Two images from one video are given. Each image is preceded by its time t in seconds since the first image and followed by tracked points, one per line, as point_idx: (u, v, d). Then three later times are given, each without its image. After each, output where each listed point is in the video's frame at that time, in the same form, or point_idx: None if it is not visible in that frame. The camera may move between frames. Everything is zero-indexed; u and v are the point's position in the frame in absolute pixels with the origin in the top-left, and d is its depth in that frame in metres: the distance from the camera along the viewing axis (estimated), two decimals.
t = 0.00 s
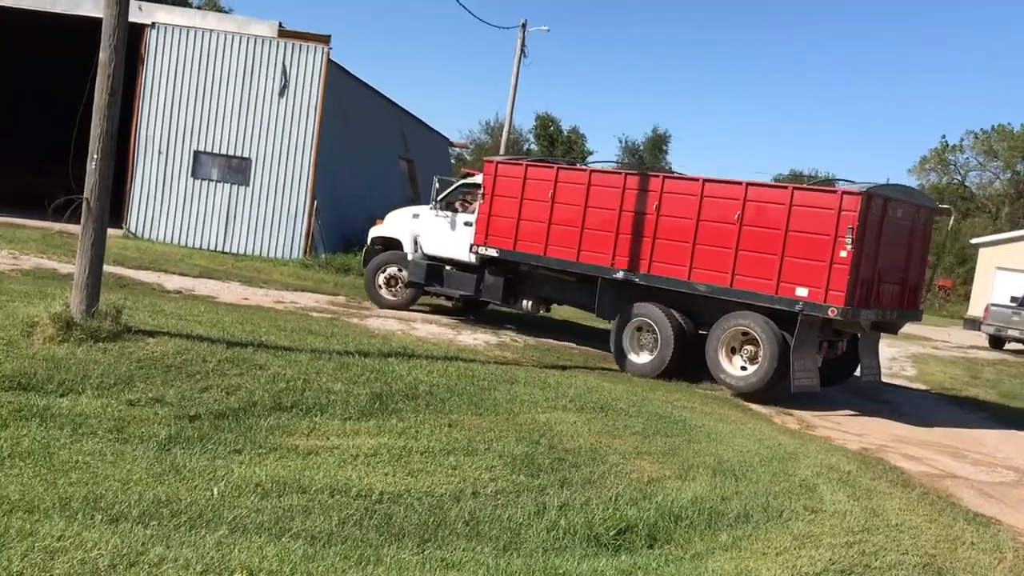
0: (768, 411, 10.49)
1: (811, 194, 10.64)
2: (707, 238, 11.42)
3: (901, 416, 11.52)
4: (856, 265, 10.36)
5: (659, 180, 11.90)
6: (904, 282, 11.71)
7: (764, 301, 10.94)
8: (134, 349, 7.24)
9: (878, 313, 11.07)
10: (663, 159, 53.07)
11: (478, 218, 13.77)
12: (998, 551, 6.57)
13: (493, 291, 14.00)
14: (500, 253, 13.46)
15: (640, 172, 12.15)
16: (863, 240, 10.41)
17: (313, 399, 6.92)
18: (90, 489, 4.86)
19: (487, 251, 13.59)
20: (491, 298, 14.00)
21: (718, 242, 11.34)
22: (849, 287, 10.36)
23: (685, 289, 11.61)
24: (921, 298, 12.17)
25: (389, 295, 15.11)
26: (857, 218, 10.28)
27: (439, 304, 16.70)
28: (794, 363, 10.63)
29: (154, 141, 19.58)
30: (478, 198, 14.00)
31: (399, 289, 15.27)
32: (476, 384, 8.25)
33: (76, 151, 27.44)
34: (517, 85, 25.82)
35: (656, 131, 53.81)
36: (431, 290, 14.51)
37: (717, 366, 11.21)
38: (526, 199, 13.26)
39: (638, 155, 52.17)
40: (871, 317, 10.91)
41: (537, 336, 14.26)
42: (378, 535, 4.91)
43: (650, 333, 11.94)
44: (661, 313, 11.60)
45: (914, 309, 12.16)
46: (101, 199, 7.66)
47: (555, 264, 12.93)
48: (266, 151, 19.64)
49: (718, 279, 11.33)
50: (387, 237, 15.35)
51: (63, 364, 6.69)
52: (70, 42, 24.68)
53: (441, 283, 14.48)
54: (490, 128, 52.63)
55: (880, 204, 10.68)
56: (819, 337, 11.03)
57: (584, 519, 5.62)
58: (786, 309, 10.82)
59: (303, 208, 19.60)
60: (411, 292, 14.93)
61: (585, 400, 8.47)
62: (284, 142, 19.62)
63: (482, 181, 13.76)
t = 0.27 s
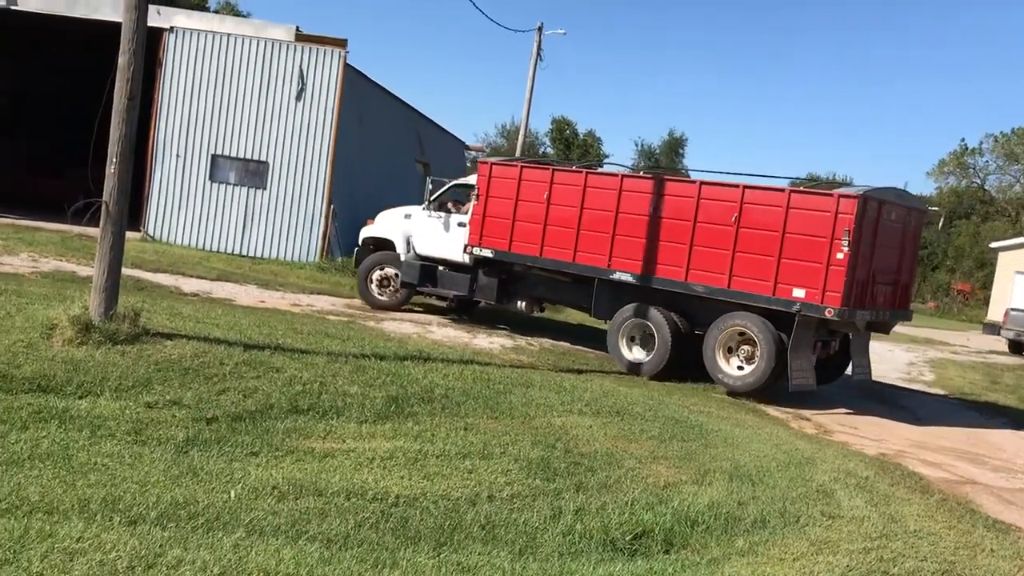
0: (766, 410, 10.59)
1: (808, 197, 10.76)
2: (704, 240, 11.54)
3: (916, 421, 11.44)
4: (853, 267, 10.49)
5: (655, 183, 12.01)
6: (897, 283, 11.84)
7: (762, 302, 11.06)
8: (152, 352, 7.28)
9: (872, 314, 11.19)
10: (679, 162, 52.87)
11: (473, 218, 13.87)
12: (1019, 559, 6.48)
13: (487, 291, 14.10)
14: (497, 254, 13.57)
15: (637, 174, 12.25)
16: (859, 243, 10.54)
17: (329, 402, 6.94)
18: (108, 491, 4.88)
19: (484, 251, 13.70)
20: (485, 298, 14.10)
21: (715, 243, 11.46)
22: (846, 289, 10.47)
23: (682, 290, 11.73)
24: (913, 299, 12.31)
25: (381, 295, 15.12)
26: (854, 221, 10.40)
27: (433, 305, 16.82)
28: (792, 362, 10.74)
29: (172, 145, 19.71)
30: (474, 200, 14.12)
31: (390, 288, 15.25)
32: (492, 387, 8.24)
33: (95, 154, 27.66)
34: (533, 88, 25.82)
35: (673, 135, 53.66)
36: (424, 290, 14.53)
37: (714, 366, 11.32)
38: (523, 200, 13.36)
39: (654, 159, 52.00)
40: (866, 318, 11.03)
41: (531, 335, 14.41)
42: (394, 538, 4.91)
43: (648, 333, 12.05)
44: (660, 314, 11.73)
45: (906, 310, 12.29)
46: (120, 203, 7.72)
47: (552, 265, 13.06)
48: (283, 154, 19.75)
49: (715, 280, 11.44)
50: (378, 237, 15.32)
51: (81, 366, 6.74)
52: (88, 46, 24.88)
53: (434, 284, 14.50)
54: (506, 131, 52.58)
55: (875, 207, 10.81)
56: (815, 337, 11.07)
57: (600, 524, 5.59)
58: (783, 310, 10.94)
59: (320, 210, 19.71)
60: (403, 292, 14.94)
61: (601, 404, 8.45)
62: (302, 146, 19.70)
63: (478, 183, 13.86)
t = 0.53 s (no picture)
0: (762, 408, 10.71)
1: (806, 199, 10.88)
2: (701, 241, 11.63)
3: (932, 424, 11.35)
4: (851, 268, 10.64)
5: (653, 184, 12.07)
6: (886, 283, 12.04)
7: (760, 302, 11.17)
8: (170, 356, 7.32)
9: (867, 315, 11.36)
10: (695, 165, 52.69)
11: (468, 219, 13.85)
12: None
13: (481, 291, 14.11)
14: (492, 254, 13.55)
15: (634, 176, 12.29)
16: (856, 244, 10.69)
17: (345, 406, 6.96)
18: (126, 494, 4.91)
19: (478, 252, 13.67)
20: (481, 298, 14.11)
21: (713, 245, 11.55)
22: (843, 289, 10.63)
23: (679, 290, 11.81)
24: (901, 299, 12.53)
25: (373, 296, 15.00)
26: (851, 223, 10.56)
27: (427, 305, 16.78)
28: (789, 362, 10.86)
29: (190, 150, 19.83)
30: (468, 200, 14.07)
31: (382, 288, 15.17)
32: (508, 391, 8.23)
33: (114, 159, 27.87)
34: (549, 91, 25.82)
35: (689, 138, 53.52)
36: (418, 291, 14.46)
37: (711, 365, 11.42)
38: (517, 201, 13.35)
39: (670, 162, 51.85)
40: (860, 318, 11.21)
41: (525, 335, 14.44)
42: (410, 542, 4.90)
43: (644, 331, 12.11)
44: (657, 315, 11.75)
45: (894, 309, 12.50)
46: (138, 208, 7.77)
47: (548, 265, 13.07)
48: (299, 158, 19.83)
49: (714, 281, 11.54)
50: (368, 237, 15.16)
51: (100, 370, 6.79)
52: (106, 51, 25.08)
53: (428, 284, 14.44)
54: (521, 135, 52.57)
55: (870, 209, 10.96)
56: (810, 336, 11.18)
57: (617, 529, 5.56)
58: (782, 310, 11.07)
59: (336, 215, 19.85)
60: (396, 292, 14.87)
61: (617, 408, 8.43)
62: (318, 151, 19.81)
63: (472, 183, 13.83)
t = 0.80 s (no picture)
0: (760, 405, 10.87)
1: (802, 201, 11.10)
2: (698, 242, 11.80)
3: (947, 427, 11.26)
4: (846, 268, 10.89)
5: (649, 185, 12.20)
6: (880, 283, 12.27)
7: (756, 302, 11.39)
8: (187, 359, 7.36)
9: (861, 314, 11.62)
10: (709, 167, 52.48)
11: (462, 219, 13.87)
12: None
13: (475, 291, 14.13)
14: (486, 254, 13.57)
15: (630, 177, 12.43)
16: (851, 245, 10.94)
17: (360, 408, 6.98)
18: (143, 497, 4.93)
19: (472, 252, 13.69)
20: (474, 297, 14.12)
21: (709, 245, 11.72)
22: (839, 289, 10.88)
23: (676, 290, 11.95)
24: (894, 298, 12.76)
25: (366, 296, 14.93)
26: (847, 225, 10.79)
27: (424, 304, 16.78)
28: (784, 361, 11.05)
29: (206, 154, 19.95)
30: (461, 200, 14.07)
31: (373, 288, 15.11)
32: (523, 395, 8.23)
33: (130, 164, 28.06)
34: (563, 94, 25.79)
35: (704, 141, 53.33)
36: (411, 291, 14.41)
37: (707, 365, 11.62)
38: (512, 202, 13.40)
39: (685, 164, 51.66)
40: (854, 317, 11.45)
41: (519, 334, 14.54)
42: (426, 545, 4.90)
43: (640, 333, 12.25)
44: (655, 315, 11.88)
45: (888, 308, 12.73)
46: (155, 212, 7.82)
47: (544, 265, 13.13)
48: (315, 162, 19.91)
49: (711, 281, 11.72)
50: (360, 236, 15.06)
51: (117, 373, 6.82)
52: (123, 57, 25.27)
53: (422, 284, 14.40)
54: (536, 138, 52.49)
55: (864, 211, 11.21)
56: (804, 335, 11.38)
57: (632, 533, 5.52)
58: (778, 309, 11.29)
59: (350, 218, 19.90)
60: (389, 292, 14.86)
61: (632, 412, 8.41)
62: (333, 155, 19.90)
63: (465, 183, 13.85)
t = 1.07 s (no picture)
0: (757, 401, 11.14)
1: (798, 202, 11.39)
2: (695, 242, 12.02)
3: (961, 430, 11.19)
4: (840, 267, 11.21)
5: (646, 186, 12.36)
6: (869, 282, 12.60)
7: (751, 300, 11.65)
8: (201, 361, 7.39)
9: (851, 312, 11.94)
10: (723, 169, 52.28)
11: (456, 218, 13.84)
12: None
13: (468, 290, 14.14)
14: (480, 253, 13.57)
15: (626, 177, 12.58)
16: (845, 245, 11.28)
17: (374, 411, 6.99)
18: (158, 498, 4.96)
19: (466, 251, 13.67)
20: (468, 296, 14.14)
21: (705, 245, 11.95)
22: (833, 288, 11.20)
23: (674, 289, 12.15)
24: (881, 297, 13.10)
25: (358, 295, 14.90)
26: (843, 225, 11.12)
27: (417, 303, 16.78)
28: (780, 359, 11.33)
29: (220, 158, 20.04)
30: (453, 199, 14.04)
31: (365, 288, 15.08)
32: (536, 397, 8.22)
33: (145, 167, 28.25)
34: (576, 96, 25.80)
35: (718, 143, 53.16)
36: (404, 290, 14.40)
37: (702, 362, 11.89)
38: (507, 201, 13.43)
39: (697, 167, 51.51)
40: (846, 315, 11.77)
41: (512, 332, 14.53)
42: (439, 548, 4.90)
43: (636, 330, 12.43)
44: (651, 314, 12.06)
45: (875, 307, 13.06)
46: (170, 215, 7.86)
47: (539, 264, 13.20)
48: (329, 165, 20.00)
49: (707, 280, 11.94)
50: (351, 236, 15.00)
51: (132, 376, 6.86)
52: (137, 60, 25.42)
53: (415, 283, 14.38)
54: (548, 141, 52.45)
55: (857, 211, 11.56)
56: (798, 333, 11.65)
57: (646, 536, 5.48)
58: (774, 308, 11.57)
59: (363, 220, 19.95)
60: (380, 291, 14.83)
61: (646, 414, 8.39)
62: (346, 158, 19.98)
63: (459, 182, 13.84)
